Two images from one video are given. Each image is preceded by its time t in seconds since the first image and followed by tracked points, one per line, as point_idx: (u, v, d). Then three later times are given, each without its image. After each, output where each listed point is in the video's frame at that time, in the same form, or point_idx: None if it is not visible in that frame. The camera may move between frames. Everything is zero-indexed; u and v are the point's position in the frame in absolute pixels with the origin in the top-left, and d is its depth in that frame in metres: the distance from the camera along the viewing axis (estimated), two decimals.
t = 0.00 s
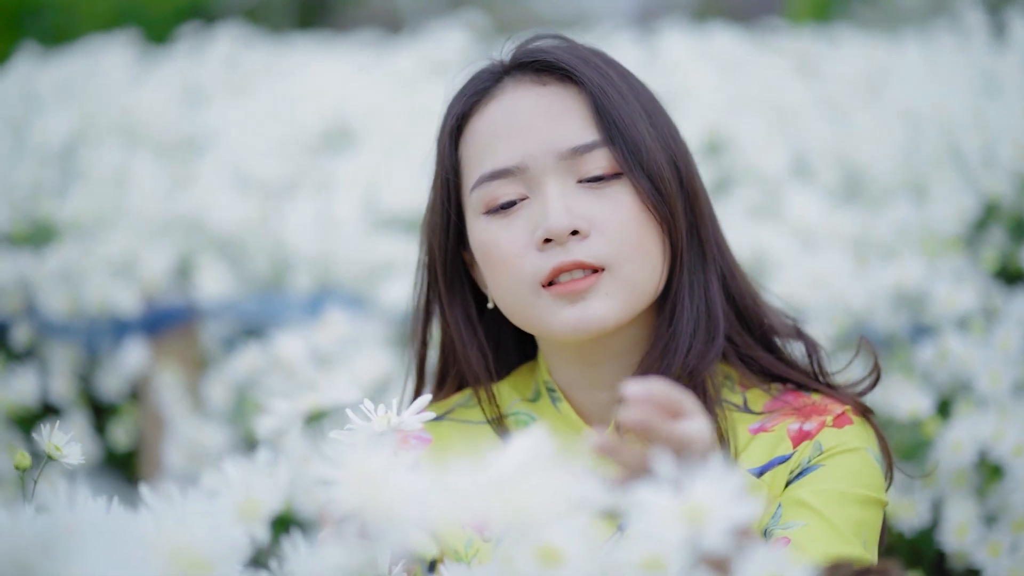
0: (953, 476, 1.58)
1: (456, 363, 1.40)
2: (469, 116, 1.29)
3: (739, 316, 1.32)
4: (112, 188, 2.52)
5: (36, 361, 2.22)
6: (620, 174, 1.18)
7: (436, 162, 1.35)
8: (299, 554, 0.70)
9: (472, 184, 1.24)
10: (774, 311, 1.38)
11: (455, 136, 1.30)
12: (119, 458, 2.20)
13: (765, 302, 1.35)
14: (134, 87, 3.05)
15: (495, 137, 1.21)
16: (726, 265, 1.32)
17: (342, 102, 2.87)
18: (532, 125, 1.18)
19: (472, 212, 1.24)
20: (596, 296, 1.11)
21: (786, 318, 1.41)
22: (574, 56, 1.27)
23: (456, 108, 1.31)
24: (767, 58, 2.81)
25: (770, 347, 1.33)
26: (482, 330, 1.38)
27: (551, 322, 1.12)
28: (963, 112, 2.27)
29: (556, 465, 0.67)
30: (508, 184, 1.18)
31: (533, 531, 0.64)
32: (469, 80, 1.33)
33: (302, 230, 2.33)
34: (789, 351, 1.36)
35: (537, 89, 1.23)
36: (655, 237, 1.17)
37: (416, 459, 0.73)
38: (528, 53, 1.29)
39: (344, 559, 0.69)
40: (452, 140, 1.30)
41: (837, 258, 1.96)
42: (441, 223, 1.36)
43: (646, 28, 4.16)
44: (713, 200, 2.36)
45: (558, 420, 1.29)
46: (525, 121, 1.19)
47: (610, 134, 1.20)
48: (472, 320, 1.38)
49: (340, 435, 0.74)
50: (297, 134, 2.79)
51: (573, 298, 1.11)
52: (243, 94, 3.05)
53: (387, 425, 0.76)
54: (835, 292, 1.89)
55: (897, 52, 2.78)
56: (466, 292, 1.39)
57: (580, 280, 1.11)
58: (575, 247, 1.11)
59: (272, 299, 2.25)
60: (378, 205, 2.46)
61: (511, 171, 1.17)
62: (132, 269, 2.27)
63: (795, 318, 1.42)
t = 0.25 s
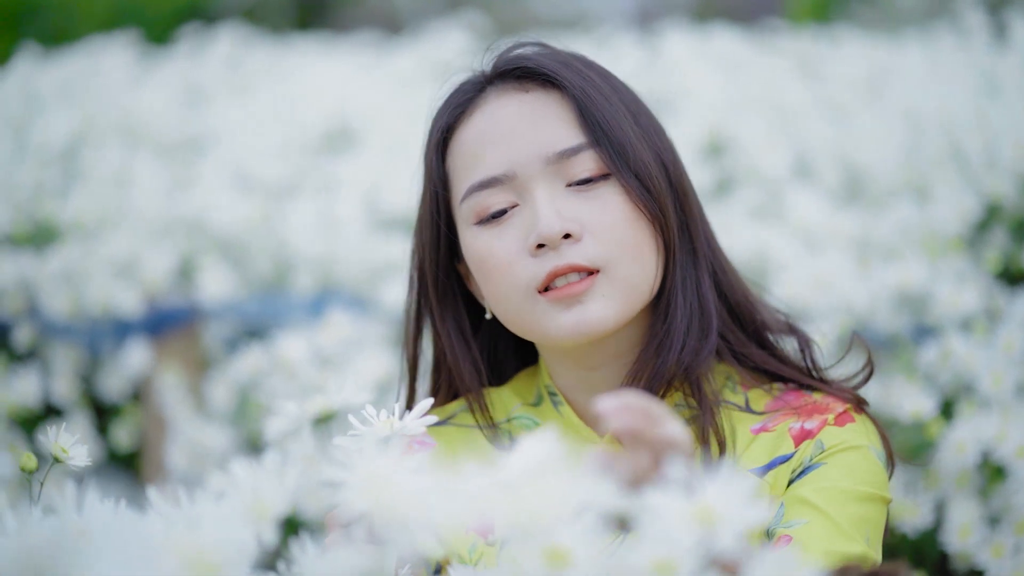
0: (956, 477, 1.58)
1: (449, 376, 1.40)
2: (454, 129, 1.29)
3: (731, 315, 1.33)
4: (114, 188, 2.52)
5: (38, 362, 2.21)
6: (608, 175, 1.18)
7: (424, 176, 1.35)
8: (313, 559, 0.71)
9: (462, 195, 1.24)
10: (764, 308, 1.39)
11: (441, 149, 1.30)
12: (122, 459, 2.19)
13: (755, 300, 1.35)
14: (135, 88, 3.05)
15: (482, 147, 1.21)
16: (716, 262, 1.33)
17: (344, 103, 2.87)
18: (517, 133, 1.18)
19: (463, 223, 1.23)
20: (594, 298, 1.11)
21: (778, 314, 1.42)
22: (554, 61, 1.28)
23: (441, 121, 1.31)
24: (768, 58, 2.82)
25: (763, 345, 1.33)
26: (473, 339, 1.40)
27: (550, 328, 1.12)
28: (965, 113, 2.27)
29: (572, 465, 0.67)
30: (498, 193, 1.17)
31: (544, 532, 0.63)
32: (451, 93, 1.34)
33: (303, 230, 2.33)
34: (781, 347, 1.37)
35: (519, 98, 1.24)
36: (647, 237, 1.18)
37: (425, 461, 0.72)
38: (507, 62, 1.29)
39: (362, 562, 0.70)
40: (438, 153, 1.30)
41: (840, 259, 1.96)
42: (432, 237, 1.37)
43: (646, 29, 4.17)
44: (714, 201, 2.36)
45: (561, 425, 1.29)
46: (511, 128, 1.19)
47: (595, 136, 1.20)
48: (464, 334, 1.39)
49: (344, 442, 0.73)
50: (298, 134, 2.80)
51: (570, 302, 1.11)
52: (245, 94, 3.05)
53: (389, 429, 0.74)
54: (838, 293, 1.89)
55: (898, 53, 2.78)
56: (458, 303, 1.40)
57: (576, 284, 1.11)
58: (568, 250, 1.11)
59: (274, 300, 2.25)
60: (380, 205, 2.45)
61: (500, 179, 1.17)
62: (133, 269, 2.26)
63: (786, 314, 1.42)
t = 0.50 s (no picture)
0: (959, 477, 1.58)
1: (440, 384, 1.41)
2: (442, 139, 1.29)
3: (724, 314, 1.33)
4: (116, 188, 2.52)
5: (40, 362, 2.21)
6: (599, 175, 1.18)
7: (415, 188, 1.36)
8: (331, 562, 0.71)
9: (455, 204, 1.23)
10: (755, 304, 1.39)
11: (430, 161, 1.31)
12: (124, 460, 2.19)
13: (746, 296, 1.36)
14: (136, 88, 3.05)
15: (471, 156, 1.21)
16: (708, 259, 1.33)
17: (346, 105, 2.87)
18: (505, 140, 1.18)
19: (457, 232, 1.23)
20: (592, 300, 1.11)
21: (768, 308, 1.43)
22: (538, 65, 1.28)
23: (429, 132, 1.31)
24: (770, 58, 2.82)
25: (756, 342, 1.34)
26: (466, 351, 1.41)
27: (549, 332, 1.12)
28: (967, 114, 2.27)
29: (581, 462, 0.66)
30: (491, 201, 1.17)
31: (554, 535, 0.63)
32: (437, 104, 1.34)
33: (305, 230, 2.34)
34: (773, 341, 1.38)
35: (505, 104, 1.24)
36: (641, 236, 1.18)
37: (436, 461, 0.72)
38: (490, 70, 1.30)
39: (378, 563, 0.69)
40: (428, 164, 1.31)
41: (843, 260, 1.96)
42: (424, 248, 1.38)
43: (646, 29, 4.17)
44: (716, 201, 2.37)
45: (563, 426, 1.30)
46: (498, 135, 1.19)
47: (583, 138, 1.20)
48: (456, 345, 1.40)
49: (346, 443, 0.75)
50: (298, 134, 2.80)
51: (569, 306, 1.11)
52: (246, 94, 3.05)
53: (395, 433, 0.76)
54: (843, 293, 1.89)
55: (899, 54, 2.79)
56: (451, 313, 1.42)
57: (573, 287, 1.11)
58: (564, 254, 1.11)
59: (277, 300, 2.24)
60: (384, 205, 2.44)
61: (491, 187, 1.17)
62: (136, 270, 2.28)
63: (777, 308, 1.43)
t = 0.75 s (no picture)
0: (963, 476, 1.58)
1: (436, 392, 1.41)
2: (434, 147, 1.28)
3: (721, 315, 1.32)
4: (116, 188, 2.51)
5: (41, 361, 2.21)
6: (593, 177, 1.18)
7: (408, 196, 1.35)
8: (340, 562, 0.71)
9: (449, 211, 1.23)
10: (750, 302, 1.39)
11: (423, 168, 1.30)
12: (126, 459, 2.18)
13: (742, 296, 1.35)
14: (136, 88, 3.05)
15: (464, 163, 1.20)
16: (704, 258, 1.32)
17: (347, 104, 2.87)
18: (497, 145, 1.18)
19: (453, 238, 1.22)
20: (591, 304, 1.10)
21: (763, 306, 1.42)
22: (527, 69, 1.27)
23: (421, 140, 1.31)
24: (772, 59, 2.82)
25: (753, 341, 1.33)
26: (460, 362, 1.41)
27: (550, 338, 1.11)
28: (969, 114, 2.27)
29: (588, 460, 0.66)
30: (486, 207, 1.16)
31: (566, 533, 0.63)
32: (428, 111, 1.34)
33: (307, 230, 2.34)
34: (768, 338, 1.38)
35: (496, 109, 1.23)
36: (638, 237, 1.17)
37: (444, 458, 0.72)
38: (479, 75, 1.29)
39: (388, 563, 0.69)
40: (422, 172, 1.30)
41: (845, 259, 1.96)
42: (420, 255, 1.37)
43: (646, 29, 4.16)
44: (718, 201, 2.36)
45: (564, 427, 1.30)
46: (491, 141, 1.19)
47: (576, 140, 1.19)
48: (449, 355, 1.40)
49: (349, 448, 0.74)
50: (300, 135, 2.80)
51: (569, 311, 1.10)
52: (247, 94, 3.05)
53: (399, 435, 0.75)
54: (845, 293, 1.88)
55: (900, 54, 2.78)
56: (446, 320, 1.41)
57: (572, 291, 1.10)
58: (561, 258, 1.10)
59: (279, 300, 2.25)
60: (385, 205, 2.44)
61: (486, 193, 1.16)
62: (137, 269, 2.28)
63: (772, 306, 1.42)
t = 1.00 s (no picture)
0: (966, 476, 1.58)
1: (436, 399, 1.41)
2: (429, 152, 1.27)
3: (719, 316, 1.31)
4: (117, 188, 2.51)
5: (42, 361, 2.20)
6: (590, 179, 1.17)
7: (404, 201, 1.34)
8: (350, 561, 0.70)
9: (446, 215, 1.21)
10: (747, 301, 1.38)
11: (419, 174, 1.29)
12: (127, 459, 2.17)
13: (740, 295, 1.34)
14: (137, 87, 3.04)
15: (460, 168, 1.19)
16: (701, 259, 1.31)
17: (347, 104, 2.87)
18: (493, 149, 1.16)
19: (451, 243, 1.21)
20: (591, 307, 1.10)
21: (760, 304, 1.42)
22: (520, 72, 1.26)
23: (416, 146, 1.30)
24: (773, 58, 2.82)
25: (751, 341, 1.32)
26: (457, 369, 1.41)
27: (550, 342, 1.10)
28: (971, 114, 2.26)
29: (599, 459, 0.66)
30: (483, 211, 1.15)
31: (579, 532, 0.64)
32: (422, 116, 1.32)
33: (309, 230, 2.33)
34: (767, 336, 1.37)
35: (491, 113, 1.22)
36: (636, 238, 1.16)
37: (454, 459, 0.72)
38: (472, 79, 1.28)
39: (404, 562, 0.70)
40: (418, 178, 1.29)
41: (848, 258, 1.96)
42: (417, 260, 1.36)
43: (645, 28, 4.16)
44: (720, 200, 2.36)
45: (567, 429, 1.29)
46: (486, 145, 1.17)
47: (572, 142, 1.18)
48: (448, 360, 1.40)
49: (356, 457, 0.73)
50: (301, 135, 2.80)
51: (569, 314, 1.09)
52: (247, 94, 3.05)
53: (407, 440, 0.73)
54: (848, 292, 1.88)
55: (901, 54, 2.79)
56: (444, 324, 1.41)
57: (572, 295, 1.09)
58: (560, 262, 1.09)
59: (280, 299, 2.24)
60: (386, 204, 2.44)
61: (483, 198, 1.15)
62: (138, 269, 2.27)
63: (770, 305, 1.42)
